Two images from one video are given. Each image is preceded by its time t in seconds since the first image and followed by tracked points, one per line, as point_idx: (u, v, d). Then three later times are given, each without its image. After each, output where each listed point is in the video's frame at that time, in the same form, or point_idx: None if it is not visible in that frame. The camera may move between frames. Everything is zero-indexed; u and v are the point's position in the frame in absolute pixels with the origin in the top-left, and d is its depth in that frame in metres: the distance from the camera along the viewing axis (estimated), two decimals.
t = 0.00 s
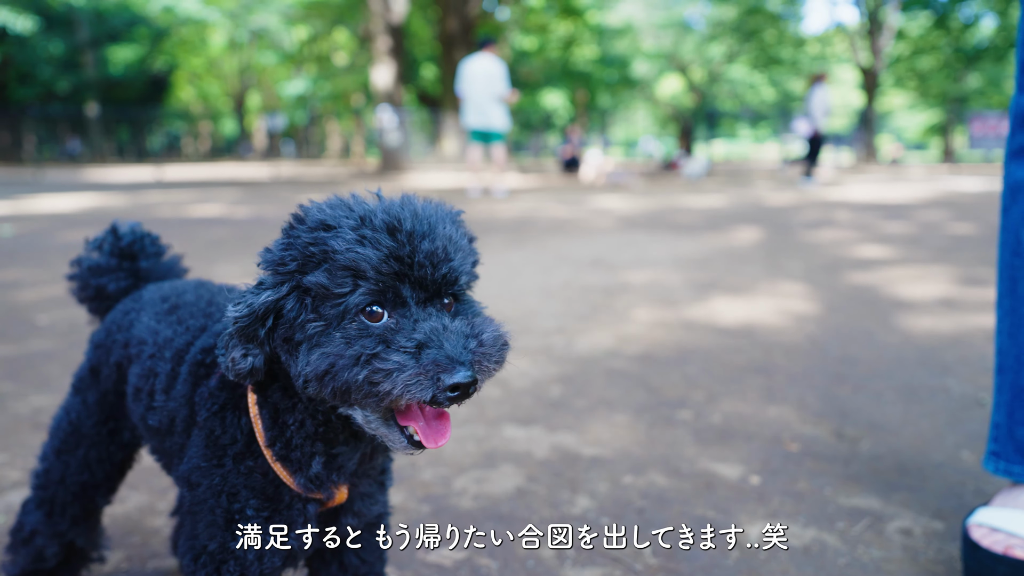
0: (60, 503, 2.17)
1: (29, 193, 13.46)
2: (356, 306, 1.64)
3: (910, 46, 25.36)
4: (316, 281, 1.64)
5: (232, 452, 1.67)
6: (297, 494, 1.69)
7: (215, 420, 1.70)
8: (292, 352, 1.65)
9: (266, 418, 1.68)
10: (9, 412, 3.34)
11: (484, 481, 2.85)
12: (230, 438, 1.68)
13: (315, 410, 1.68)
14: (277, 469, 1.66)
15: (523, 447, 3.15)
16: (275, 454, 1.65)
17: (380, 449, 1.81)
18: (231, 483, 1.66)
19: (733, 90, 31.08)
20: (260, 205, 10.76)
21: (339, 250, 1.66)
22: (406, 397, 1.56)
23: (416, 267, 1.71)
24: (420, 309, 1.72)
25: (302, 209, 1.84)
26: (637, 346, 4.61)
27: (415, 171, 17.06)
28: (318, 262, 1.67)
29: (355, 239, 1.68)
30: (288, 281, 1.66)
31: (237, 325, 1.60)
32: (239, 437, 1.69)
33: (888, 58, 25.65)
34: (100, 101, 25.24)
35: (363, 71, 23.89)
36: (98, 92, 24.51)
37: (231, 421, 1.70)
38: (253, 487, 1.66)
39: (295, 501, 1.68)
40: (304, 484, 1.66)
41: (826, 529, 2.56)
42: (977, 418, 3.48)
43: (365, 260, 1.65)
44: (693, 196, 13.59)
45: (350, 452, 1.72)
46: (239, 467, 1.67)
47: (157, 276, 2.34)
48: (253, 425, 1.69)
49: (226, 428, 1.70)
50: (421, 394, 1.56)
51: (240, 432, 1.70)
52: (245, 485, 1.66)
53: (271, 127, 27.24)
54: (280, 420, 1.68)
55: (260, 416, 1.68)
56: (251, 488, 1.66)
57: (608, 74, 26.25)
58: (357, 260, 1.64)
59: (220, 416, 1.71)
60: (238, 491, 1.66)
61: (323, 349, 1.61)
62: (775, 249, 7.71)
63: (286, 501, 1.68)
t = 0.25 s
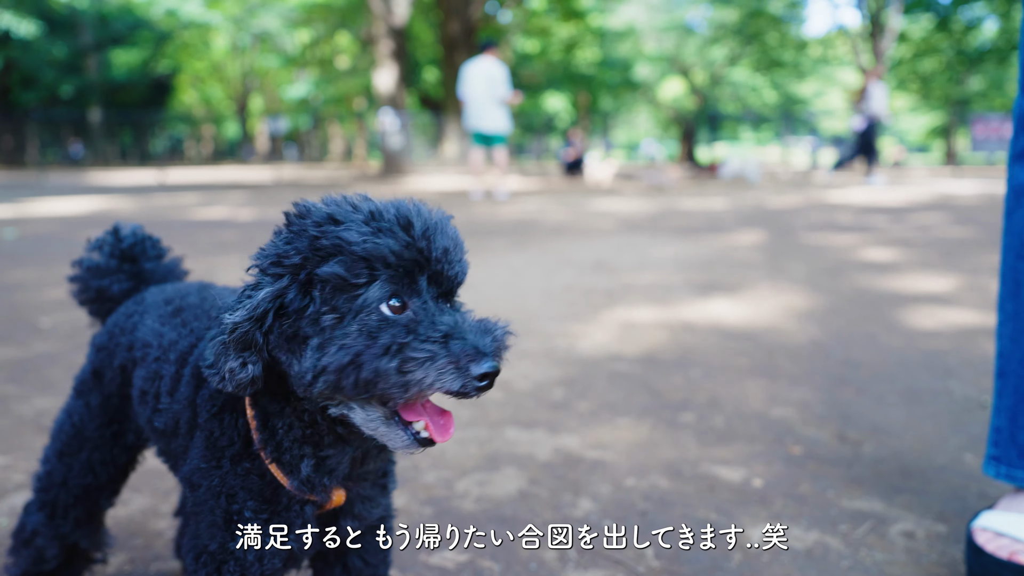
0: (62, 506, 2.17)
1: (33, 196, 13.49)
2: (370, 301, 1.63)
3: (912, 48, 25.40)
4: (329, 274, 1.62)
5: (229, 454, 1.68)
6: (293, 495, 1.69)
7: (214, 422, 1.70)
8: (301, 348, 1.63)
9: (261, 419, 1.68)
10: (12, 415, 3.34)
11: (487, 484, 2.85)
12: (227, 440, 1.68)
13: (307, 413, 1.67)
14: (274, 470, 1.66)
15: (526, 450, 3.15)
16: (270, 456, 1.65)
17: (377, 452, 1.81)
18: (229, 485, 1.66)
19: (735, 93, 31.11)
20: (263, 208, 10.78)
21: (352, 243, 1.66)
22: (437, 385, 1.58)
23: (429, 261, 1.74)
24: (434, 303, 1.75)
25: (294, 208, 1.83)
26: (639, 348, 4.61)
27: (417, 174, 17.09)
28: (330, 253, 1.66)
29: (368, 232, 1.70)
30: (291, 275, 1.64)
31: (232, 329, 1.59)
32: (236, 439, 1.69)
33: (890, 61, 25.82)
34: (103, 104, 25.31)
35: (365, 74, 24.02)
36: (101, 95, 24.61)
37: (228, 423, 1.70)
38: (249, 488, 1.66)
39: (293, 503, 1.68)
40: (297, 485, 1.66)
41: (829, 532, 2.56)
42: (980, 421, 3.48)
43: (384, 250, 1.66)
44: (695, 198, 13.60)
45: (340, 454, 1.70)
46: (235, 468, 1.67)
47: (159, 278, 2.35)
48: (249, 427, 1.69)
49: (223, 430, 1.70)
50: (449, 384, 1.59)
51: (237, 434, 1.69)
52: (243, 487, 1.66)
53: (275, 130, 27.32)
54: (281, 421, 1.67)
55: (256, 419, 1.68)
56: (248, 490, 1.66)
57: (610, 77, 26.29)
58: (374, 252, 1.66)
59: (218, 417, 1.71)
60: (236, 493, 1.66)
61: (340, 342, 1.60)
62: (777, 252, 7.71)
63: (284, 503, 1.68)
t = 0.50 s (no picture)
0: (65, 505, 2.17)
1: (35, 198, 13.51)
2: (412, 284, 1.74)
3: (913, 51, 25.41)
4: (372, 262, 1.70)
5: (227, 458, 1.68)
6: (293, 497, 1.69)
7: (210, 426, 1.71)
8: (348, 339, 1.67)
9: (257, 424, 1.67)
10: (14, 416, 3.35)
11: (489, 486, 2.85)
12: (224, 444, 1.68)
13: (317, 413, 1.68)
14: (273, 474, 1.66)
15: (528, 452, 3.15)
16: (268, 461, 1.64)
17: (383, 445, 1.83)
18: (227, 488, 1.66)
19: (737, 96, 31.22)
20: (265, 211, 10.79)
21: (384, 230, 1.75)
22: (495, 345, 1.79)
23: (444, 240, 1.88)
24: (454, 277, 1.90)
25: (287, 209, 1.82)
26: (640, 350, 4.61)
27: (418, 176, 17.10)
28: (363, 240, 1.72)
29: (391, 219, 1.79)
30: (324, 271, 1.67)
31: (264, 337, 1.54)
32: (232, 443, 1.69)
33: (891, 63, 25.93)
34: (106, 106, 25.34)
35: (367, 77, 24.13)
36: (104, 97, 24.68)
37: (224, 427, 1.70)
38: (248, 491, 1.66)
39: (292, 504, 1.69)
40: (298, 488, 1.66)
41: (832, 535, 2.55)
42: (983, 423, 3.47)
43: (415, 232, 1.78)
44: (697, 201, 13.58)
45: (348, 451, 1.70)
46: (233, 471, 1.68)
47: (164, 279, 2.35)
48: (246, 430, 1.67)
49: (220, 434, 1.70)
50: (498, 343, 1.79)
51: (233, 437, 1.69)
52: (241, 489, 1.66)
53: (276, 133, 27.36)
54: (290, 424, 1.67)
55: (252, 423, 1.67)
56: (247, 493, 1.66)
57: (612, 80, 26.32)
58: (405, 233, 1.77)
59: (214, 421, 1.71)
60: (234, 495, 1.66)
61: (400, 324, 1.70)
62: (779, 255, 7.71)
63: (283, 505, 1.68)
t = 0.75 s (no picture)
0: (65, 504, 2.16)
1: (37, 201, 13.51)
2: (435, 285, 1.77)
3: (914, 53, 25.41)
4: (398, 262, 1.72)
5: (229, 459, 1.67)
6: (296, 498, 1.69)
7: (212, 427, 1.70)
8: (375, 337, 1.68)
9: (263, 424, 1.66)
10: (16, 418, 3.35)
11: (491, 488, 2.84)
12: (227, 445, 1.67)
13: (327, 412, 1.68)
14: (277, 476, 1.65)
15: (530, 454, 3.14)
16: (274, 461, 1.64)
17: (388, 444, 1.83)
18: (229, 488, 1.65)
19: (737, 98, 31.28)
20: (265, 213, 10.80)
21: (412, 231, 1.78)
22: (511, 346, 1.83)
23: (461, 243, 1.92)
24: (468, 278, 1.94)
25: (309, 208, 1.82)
26: (642, 352, 4.61)
27: (419, 179, 17.10)
28: (391, 239, 1.74)
29: (415, 220, 1.81)
30: (351, 268, 1.67)
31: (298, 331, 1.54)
32: (235, 443, 1.68)
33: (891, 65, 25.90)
34: (107, 110, 25.30)
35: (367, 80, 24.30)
36: (104, 100, 24.71)
37: (229, 426, 1.69)
38: (251, 491, 1.65)
39: (295, 504, 1.68)
40: (304, 488, 1.67)
41: (834, 536, 2.55)
42: (985, 425, 3.46)
43: (439, 234, 1.82)
44: (698, 203, 13.57)
45: (355, 451, 1.70)
46: (235, 472, 1.66)
47: (170, 281, 2.35)
48: (249, 431, 1.67)
49: (222, 435, 1.69)
50: (514, 345, 1.82)
51: (235, 438, 1.68)
52: (244, 490, 1.65)
53: (277, 135, 27.39)
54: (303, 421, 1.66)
55: (256, 423, 1.66)
56: (250, 493, 1.66)
57: (612, 82, 26.32)
58: (431, 235, 1.80)
59: (216, 422, 1.70)
60: (237, 496, 1.65)
61: (426, 323, 1.73)
62: (780, 257, 7.70)
63: (286, 505, 1.68)
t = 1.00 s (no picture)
0: (68, 504, 2.16)
1: (38, 203, 13.53)
2: (467, 283, 1.79)
3: (914, 54, 25.38)
4: (443, 259, 1.73)
5: (227, 464, 1.66)
6: (297, 499, 1.67)
7: (209, 432, 1.69)
8: (430, 334, 1.67)
9: (263, 431, 1.64)
10: (17, 419, 3.35)
11: (493, 489, 2.84)
12: (225, 450, 1.67)
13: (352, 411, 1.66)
14: (279, 480, 1.64)
15: (531, 454, 3.14)
16: (278, 467, 1.62)
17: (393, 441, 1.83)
18: (229, 493, 1.65)
19: (737, 99, 31.36)
20: (266, 215, 10.81)
21: (443, 230, 1.79)
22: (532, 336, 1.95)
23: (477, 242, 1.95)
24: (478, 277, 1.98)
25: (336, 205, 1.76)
26: (644, 353, 4.60)
27: (419, 180, 17.11)
28: (430, 240, 1.74)
29: (441, 221, 1.82)
30: (403, 266, 1.66)
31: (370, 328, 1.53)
32: (236, 448, 1.67)
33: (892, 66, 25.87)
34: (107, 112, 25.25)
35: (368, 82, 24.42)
36: (105, 102, 24.73)
37: (232, 433, 1.68)
38: (251, 495, 1.65)
39: (296, 506, 1.67)
40: (307, 491, 1.64)
41: (836, 536, 2.54)
42: (987, 425, 3.46)
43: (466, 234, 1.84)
44: (699, 205, 13.57)
45: (361, 453, 1.69)
46: (235, 477, 1.66)
47: (175, 281, 2.35)
48: (247, 437, 1.65)
49: (220, 440, 1.68)
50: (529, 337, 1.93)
51: (234, 443, 1.67)
52: (244, 494, 1.64)
53: (278, 137, 27.41)
54: (339, 423, 1.65)
55: (255, 429, 1.65)
56: (250, 497, 1.65)
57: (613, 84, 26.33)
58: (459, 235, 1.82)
59: (213, 428, 1.70)
60: (236, 501, 1.64)
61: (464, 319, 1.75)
62: (781, 258, 7.70)
63: (287, 508, 1.67)
